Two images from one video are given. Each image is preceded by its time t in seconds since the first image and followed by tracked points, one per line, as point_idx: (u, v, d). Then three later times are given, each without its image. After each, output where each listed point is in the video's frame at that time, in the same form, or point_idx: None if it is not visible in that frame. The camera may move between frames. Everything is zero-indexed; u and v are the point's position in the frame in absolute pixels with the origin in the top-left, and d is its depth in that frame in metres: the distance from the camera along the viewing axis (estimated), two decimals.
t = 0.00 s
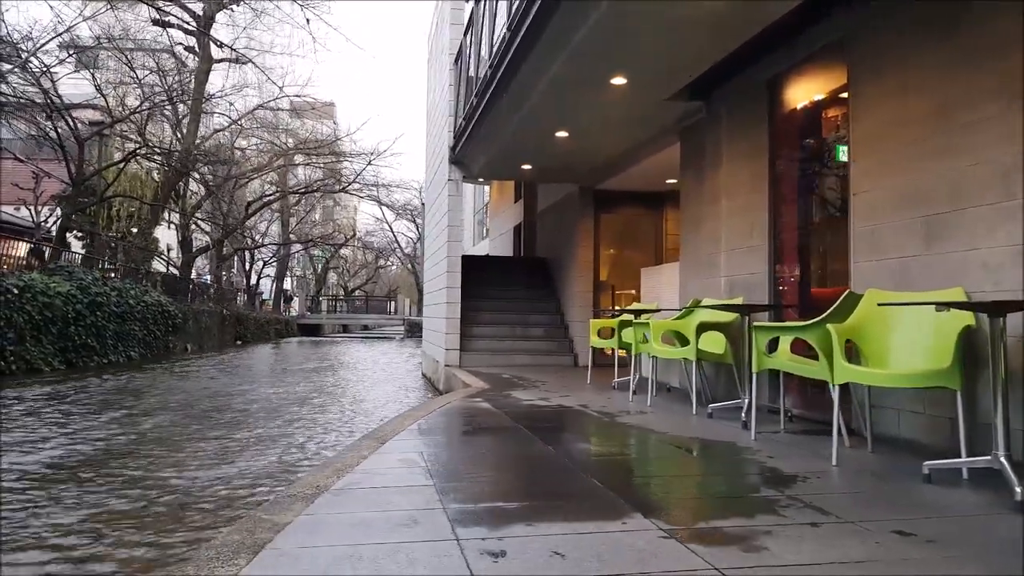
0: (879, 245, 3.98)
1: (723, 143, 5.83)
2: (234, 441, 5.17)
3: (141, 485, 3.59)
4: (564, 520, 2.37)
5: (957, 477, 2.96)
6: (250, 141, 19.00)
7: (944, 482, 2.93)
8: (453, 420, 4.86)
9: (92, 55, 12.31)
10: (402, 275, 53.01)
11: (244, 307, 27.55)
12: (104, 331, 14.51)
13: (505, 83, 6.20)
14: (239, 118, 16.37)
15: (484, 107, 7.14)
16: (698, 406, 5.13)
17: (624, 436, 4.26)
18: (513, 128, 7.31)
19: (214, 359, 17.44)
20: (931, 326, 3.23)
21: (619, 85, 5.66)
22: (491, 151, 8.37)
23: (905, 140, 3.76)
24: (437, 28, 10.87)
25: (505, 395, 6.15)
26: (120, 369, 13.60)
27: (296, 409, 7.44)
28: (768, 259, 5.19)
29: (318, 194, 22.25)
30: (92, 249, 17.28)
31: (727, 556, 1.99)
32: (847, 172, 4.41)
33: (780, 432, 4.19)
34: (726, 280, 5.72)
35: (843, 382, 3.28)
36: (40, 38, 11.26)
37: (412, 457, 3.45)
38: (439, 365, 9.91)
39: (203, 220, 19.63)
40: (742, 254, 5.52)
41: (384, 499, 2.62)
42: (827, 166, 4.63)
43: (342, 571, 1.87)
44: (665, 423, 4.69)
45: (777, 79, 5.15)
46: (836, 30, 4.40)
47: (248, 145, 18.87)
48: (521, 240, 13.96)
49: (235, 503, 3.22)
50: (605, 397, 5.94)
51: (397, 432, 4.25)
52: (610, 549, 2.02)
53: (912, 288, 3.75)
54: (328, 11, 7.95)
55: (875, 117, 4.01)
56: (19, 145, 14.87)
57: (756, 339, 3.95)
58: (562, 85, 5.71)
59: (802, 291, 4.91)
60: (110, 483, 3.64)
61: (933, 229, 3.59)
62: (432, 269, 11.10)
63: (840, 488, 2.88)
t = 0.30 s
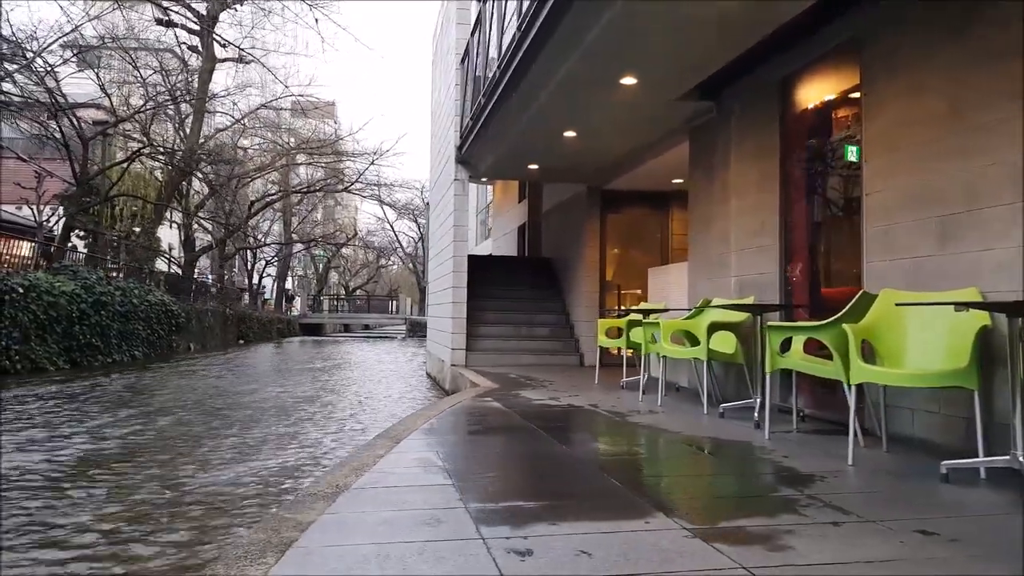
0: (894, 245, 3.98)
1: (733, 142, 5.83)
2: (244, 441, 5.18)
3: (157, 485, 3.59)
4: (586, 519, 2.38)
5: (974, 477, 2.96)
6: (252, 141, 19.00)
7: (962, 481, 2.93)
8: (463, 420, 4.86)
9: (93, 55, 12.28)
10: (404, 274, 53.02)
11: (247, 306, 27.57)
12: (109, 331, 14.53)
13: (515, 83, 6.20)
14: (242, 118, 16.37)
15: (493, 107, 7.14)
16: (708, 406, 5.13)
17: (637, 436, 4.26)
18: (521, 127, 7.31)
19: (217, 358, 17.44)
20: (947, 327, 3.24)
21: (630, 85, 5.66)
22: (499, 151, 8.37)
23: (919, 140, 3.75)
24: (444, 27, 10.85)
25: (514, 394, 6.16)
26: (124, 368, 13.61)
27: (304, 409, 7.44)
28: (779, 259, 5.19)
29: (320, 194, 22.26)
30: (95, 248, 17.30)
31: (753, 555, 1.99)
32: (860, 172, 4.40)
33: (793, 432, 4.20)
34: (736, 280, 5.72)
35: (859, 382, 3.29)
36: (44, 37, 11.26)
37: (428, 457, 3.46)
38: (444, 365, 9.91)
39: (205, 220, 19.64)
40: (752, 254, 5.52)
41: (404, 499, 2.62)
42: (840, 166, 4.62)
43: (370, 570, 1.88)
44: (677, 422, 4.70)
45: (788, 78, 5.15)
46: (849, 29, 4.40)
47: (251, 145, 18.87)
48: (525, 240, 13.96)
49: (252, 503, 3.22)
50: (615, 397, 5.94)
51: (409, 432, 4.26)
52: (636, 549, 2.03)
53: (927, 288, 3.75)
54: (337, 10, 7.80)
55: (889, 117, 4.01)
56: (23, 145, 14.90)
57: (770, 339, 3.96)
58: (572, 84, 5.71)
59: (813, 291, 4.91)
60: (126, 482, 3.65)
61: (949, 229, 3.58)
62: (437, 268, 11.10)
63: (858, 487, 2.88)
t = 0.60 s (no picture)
0: (907, 245, 3.99)
1: (742, 143, 5.83)
2: (254, 441, 5.18)
3: (171, 486, 3.60)
4: (609, 519, 2.39)
5: (990, 477, 2.97)
6: (255, 141, 19.00)
7: (978, 482, 2.95)
8: (475, 421, 4.87)
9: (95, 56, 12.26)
10: (405, 274, 53.06)
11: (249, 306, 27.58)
12: (113, 331, 14.55)
13: (524, 83, 6.20)
14: (245, 118, 16.37)
15: (501, 107, 7.14)
16: (719, 406, 5.14)
17: (650, 437, 4.28)
18: (529, 128, 7.32)
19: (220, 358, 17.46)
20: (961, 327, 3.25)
21: (640, 86, 5.68)
22: (506, 151, 8.38)
23: (929, 141, 3.76)
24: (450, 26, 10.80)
25: (523, 395, 6.17)
26: (129, 368, 13.62)
27: (312, 409, 7.44)
28: (789, 260, 5.20)
29: (323, 194, 22.27)
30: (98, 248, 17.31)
31: (778, 556, 2.00)
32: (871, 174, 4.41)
33: (805, 433, 4.21)
34: (745, 281, 5.73)
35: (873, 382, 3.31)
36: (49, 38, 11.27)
37: (444, 457, 3.47)
38: (450, 365, 9.92)
39: (208, 220, 19.65)
40: (763, 255, 5.52)
41: (422, 499, 2.64)
42: (851, 167, 4.63)
43: (400, 571, 1.89)
44: (688, 423, 4.71)
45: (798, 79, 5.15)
46: (861, 32, 4.41)
47: (254, 144, 18.87)
48: (529, 240, 13.97)
49: (270, 504, 3.23)
50: (623, 397, 5.95)
51: (423, 432, 4.27)
52: (662, 549, 2.04)
53: (942, 289, 3.75)
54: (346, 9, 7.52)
55: (902, 118, 4.01)
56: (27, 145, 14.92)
57: (784, 340, 3.97)
58: (583, 85, 5.72)
59: (823, 291, 4.91)
60: (141, 483, 3.66)
61: (963, 231, 3.59)
62: (442, 268, 11.11)
63: (876, 489, 2.90)
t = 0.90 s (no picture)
0: (919, 245, 3.99)
1: (751, 143, 5.84)
2: (264, 441, 5.18)
3: (187, 487, 3.60)
4: (632, 520, 2.39)
5: (1008, 477, 2.98)
6: (257, 140, 18.98)
7: (996, 481, 2.95)
8: (485, 421, 4.87)
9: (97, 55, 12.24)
10: (405, 274, 53.04)
11: (251, 306, 27.58)
12: (117, 330, 14.55)
13: (533, 83, 6.21)
14: (247, 118, 16.34)
15: (508, 107, 7.15)
16: (731, 406, 5.15)
17: (663, 437, 4.29)
18: (537, 128, 7.33)
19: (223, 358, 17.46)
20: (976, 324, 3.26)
21: (650, 86, 5.68)
22: (512, 151, 8.38)
23: (940, 141, 3.76)
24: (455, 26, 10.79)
25: (532, 395, 6.18)
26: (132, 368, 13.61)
27: (319, 408, 7.45)
28: (799, 260, 5.20)
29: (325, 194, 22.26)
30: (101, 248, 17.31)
31: (804, 556, 2.01)
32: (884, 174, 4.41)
33: (818, 433, 4.21)
34: (755, 281, 5.73)
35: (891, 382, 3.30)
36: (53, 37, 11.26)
37: (461, 457, 3.47)
38: (456, 365, 9.93)
39: (211, 219, 19.64)
40: (773, 255, 5.52)
41: (444, 498, 2.65)
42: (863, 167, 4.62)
43: (428, 571, 1.89)
44: (700, 423, 4.72)
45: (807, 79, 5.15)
46: (873, 33, 4.42)
47: (256, 143, 18.84)
48: (533, 239, 13.97)
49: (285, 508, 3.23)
50: (633, 397, 5.96)
51: (435, 432, 4.27)
52: (689, 549, 2.04)
53: (955, 288, 3.75)
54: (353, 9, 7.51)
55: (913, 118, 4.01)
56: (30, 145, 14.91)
57: (797, 340, 3.97)
58: (592, 84, 5.73)
59: (834, 291, 4.92)
60: (156, 484, 3.67)
61: (977, 230, 3.58)
62: (448, 268, 11.11)
63: (895, 489, 2.90)
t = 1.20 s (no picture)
0: (933, 245, 3.98)
1: (762, 143, 5.83)
2: (274, 442, 5.18)
3: (202, 489, 3.61)
4: (655, 518, 2.40)
5: None
6: (260, 140, 18.97)
7: (1015, 481, 2.95)
8: (497, 421, 4.87)
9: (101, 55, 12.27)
10: (406, 274, 53.05)
11: (253, 305, 27.59)
12: (121, 330, 14.57)
13: (541, 83, 6.21)
14: (250, 118, 16.34)
15: (516, 107, 7.14)
16: (742, 406, 5.15)
17: (675, 437, 4.29)
18: (544, 128, 7.33)
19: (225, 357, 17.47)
20: (983, 323, 3.30)
21: (660, 86, 5.68)
22: (519, 151, 8.37)
23: (954, 140, 3.77)
24: (461, 26, 10.75)
25: (540, 394, 6.18)
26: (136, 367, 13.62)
27: (325, 408, 7.45)
28: (811, 259, 5.20)
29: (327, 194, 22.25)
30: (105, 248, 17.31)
31: (831, 555, 2.02)
32: (897, 173, 4.40)
33: (831, 432, 4.22)
34: (765, 280, 5.73)
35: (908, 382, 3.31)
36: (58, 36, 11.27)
37: (477, 456, 3.48)
38: (462, 365, 9.93)
39: (214, 218, 19.64)
40: (784, 255, 5.52)
41: (465, 497, 2.65)
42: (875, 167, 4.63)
43: (456, 570, 1.90)
44: (712, 423, 4.72)
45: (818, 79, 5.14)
46: (885, 32, 4.42)
47: (259, 143, 18.83)
48: (537, 239, 13.98)
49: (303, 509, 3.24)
50: (642, 397, 5.96)
51: (448, 432, 4.27)
52: (713, 549, 2.05)
53: (969, 288, 3.74)
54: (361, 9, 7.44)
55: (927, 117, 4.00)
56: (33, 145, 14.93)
57: (811, 340, 3.98)
58: (602, 84, 5.73)
59: (845, 291, 4.91)
60: (172, 486, 3.67)
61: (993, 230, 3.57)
62: (453, 268, 11.11)
63: (914, 488, 2.91)
